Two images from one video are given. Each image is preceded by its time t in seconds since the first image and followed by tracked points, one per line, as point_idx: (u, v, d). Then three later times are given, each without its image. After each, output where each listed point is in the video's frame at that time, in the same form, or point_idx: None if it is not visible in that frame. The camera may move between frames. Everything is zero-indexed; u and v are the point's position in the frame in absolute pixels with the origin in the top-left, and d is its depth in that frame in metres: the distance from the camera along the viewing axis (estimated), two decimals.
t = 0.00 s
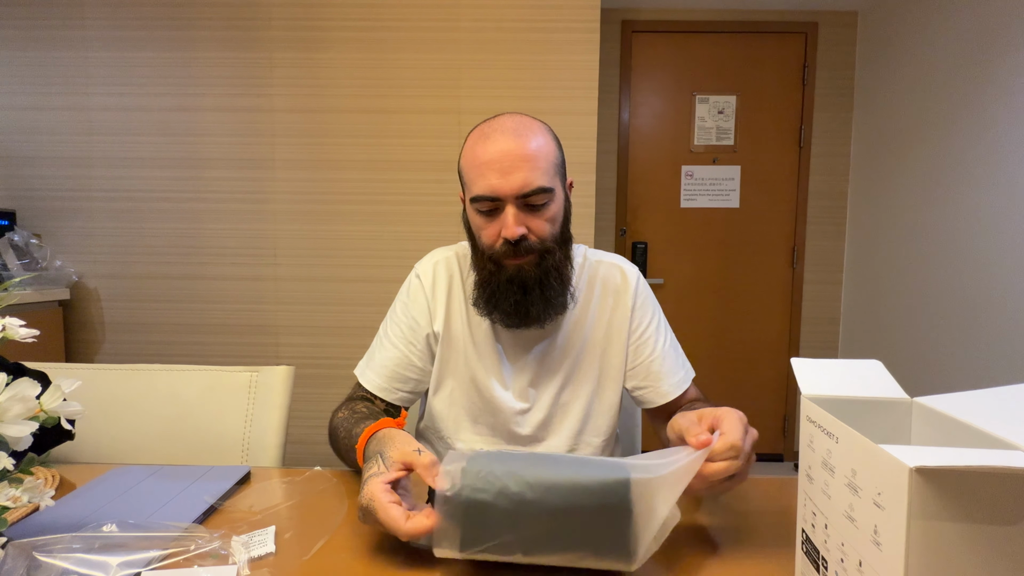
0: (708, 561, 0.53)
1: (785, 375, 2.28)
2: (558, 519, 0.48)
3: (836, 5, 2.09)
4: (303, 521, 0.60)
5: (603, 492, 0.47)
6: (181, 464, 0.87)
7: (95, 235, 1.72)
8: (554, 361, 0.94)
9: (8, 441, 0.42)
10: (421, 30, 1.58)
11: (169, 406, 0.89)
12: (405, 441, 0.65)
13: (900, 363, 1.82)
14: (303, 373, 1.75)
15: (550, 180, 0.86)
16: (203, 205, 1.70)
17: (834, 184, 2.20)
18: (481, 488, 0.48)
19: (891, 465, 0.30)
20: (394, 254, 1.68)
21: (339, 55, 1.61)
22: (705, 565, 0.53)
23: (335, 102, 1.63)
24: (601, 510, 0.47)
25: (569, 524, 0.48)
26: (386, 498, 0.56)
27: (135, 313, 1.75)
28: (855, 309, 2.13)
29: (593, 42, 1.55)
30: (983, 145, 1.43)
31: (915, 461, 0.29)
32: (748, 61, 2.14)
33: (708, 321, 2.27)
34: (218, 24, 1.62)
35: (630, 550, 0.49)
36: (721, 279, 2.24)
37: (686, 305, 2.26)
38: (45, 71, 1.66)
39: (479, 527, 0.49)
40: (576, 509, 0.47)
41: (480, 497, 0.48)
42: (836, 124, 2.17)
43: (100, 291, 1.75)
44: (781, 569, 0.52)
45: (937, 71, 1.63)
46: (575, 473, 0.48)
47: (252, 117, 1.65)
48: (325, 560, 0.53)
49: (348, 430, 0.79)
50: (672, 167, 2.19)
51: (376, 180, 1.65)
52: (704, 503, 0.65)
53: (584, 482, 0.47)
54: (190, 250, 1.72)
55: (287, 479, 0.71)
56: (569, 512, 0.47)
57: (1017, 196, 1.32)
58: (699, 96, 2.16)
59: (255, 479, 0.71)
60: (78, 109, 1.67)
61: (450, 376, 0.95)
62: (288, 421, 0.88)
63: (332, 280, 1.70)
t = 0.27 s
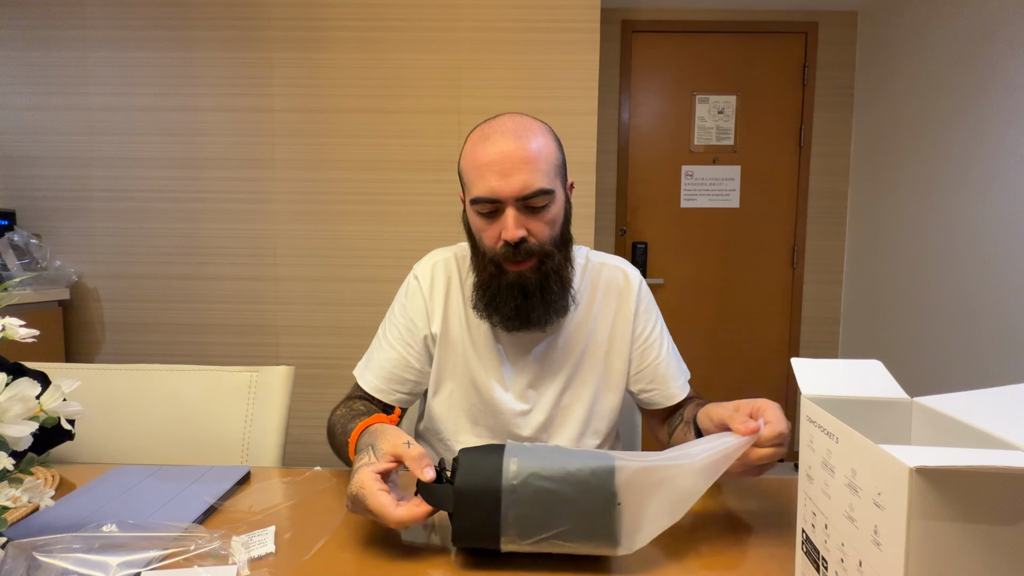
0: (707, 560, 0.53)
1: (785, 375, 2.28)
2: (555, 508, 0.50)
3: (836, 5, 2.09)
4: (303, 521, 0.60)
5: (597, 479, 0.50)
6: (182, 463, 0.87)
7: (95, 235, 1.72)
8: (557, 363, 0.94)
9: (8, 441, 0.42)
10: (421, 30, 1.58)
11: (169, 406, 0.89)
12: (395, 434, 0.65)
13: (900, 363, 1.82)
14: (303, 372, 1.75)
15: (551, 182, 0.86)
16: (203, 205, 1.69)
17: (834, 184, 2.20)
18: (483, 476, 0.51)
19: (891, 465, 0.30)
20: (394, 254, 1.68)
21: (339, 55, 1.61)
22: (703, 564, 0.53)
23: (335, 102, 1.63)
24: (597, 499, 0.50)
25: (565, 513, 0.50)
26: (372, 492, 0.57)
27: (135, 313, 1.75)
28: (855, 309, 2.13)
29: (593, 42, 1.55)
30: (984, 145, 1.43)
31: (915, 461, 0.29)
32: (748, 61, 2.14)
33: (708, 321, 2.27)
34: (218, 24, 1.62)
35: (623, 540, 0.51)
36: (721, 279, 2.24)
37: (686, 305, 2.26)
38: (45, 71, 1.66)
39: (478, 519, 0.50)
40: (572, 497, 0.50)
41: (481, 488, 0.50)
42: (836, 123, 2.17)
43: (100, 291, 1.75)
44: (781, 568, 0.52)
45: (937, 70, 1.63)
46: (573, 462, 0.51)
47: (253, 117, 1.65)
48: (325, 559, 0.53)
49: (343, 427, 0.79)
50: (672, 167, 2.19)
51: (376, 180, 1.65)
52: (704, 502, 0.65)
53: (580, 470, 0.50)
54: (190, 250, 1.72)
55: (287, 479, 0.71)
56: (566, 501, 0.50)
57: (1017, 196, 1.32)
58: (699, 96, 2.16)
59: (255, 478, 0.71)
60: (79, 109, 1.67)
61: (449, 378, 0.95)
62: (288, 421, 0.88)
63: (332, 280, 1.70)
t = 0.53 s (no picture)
0: (706, 560, 0.53)
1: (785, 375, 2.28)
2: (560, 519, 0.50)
3: (836, 5, 2.09)
4: (302, 521, 0.60)
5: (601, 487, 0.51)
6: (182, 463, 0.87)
7: (95, 235, 1.72)
8: (560, 365, 0.94)
9: (8, 441, 0.42)
10: (420, 30, 1.58)
11: (169, 406, 0.89)
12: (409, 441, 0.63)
13: (900, 363, 1.82)
14: (303, 372, 1.75)
15: (554, 181, 0.86)
16: (203, 205, 1.70)
17: (834, 184, 2.20)
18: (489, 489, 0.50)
19: (891, 465, 0.30)
20: (394, 254, 1.68)
21: (338, 54, 1.61)
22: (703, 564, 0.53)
23: (335, 102, 1.63)
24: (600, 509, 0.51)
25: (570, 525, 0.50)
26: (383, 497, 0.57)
27: (135, 313, 1.75)
28: (856, 309, 2.13)
29: (593, 42, 1.55)
30: (983, 145, 1.43)
31: (915, 461, 0.29)
32: (748, 60, 2.14)
33: (708, 321, 2.27)
34: (218, 24, 1.62)
35: (623, 549, 0.52)
36: (721, 279, 2.24)
37: (686, 305, 2.26)
38: (45, 71, 1.66)
39: (480, 533, 0.50)
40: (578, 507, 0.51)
41: (485, 501, 0.50)
42: (836, 123, 2.17)
43: (101, 291, 1.75)
44: (781, 569, 0.52)
45: (937, 70, 1.63)
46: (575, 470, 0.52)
47: (252, 117, 1.65)
48: (325, 560, 0.53)
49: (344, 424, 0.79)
50: (672, 167, 2.19)
51: (376, 180, 1.65)
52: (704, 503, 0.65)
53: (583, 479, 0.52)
54: (190, 250, 1.72)
55: (287, 479, 0.71)
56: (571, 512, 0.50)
57: (1017, 196, 1.32)
58: (699, 96, 2.16)
59: (255, 479, 0.71)
60: (79, 109, 1.67)
61: (448, 377, 0.95)
62: (288, 421, 0.88)
63: (332, 280, 1.70)
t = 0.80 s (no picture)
0: (705, 560, 0.53)
1: (785, 376, 2.28)
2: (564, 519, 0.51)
3: (836, 5, 2.09)
4: (302, 521, 0.60)
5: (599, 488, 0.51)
6: (182, 463, 0.87)
7: (95, 235, 1.72)
8: (561, 362, 0.94)
9: (8, 441, 0.42)
10: (420, 30, 1.59)
11: (169, 406, 0.89)
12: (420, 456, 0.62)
13: (900, 363, 1.82)
14: (303, 373, 1.75)
15: (560, 178, 0.87)
16: (203, 205, 1.69)
17: (834, 184, 2.20)
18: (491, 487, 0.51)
19: (891, 465, 0.30)
20: (394, 254, 1.68)
21: (338, 55, 1.61)
22: (703, 564, 0.53)
23: (334, 102, 1.63)
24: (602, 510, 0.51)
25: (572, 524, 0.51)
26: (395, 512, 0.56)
27: (134, 313, 1.75)
28: (856, 309, 2.13)
29: (593, 43, 1.55)
30: (983, 145, 1.43)
31: (915, 461, 0.29)
32: (748, 61, 2.14)
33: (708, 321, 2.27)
34: (217, 24, 1.62)
35: (622, 550, 0.51)
36: (721, 279, 2.24)
37: (686, 305, 2.26)
38: (45, 71, 1.66)
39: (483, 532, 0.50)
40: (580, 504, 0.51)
41: (487, 499, 0.51)
42: (836, 123, 2.18)
43: (100, 291, 1.75)
44: (781, 569, 0.52)
45: (937, 70, 1.63)
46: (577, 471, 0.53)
47: (252, 117, 1.65)
48: (325, 560, 0.53)
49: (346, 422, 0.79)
50: (672, 167, 2.19)
51: (376, 180, 1.65)
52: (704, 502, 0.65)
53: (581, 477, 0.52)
54: (189, 250, 1.72)
55: (287, 479, 0.71)
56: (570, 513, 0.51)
57: (1016, 196, 1.32)
58: (699, 96, 2.16)
59: (255, 479, 0.71)
60: (78, 109, 1.67)
61: (449, 373, 0.95)
62: (288, 421, 0.88)
63: (331, 280, 1.70)
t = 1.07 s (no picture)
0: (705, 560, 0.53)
1: (785, 375, 2.28)
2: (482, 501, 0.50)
3: (836, 5, 2.09)
4: (303, 521, 0.60)
5: (533, 479, 0.49)
6: (182, 463, 0.87)
7: (95, 235, 1.72)
8: (562, 361, 0.94)
9: (8, 441, 0.42)
10: (420, 30, 1.59)
11: (169, 406, 0.89)
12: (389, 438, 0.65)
13: (900, 363, 1.82)
14: (303, 373, 1.75)
15: (560, 175, 0.88)
16: (203, 205, 1.69)
17: (834, 184, 2.20)
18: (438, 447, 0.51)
19: (891, 465, 0.30)
20: (394, 254, 1.68)
21: (338, 54, 1.61)
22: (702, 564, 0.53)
23: (334, 102, 1.63)
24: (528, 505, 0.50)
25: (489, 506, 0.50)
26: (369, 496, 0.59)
27: (134, 313, 1.75)
28: (855, 309, 2.13)
29: (593, 43, 1.55)
30: (983, 145, 1.43)
31: (915, 461, 0.29)
32: (748, 61, 2.14)
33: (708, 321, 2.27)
34: (217, 24, 1.62)
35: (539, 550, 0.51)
36: (720, 279, 2.24)
37: (685, 305, 2.26)
38: (44, 71, 1.66)
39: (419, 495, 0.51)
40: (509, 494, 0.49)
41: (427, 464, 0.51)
42: (836, 123, 2.18)
43: (100, 291, 1.75)
44: (781, 570, 0.52)
45: (937, 70, 1.63)
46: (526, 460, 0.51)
47: (252, 117, 1.65)
48: (325, 560, 0.53)
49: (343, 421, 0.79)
50: (672, 167, 2.19)
51: (376, 180, 1.65)
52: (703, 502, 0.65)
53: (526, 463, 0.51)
54: (190, 250, 1.72)
55: (287, 479, 0.71)
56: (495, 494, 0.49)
57: (1016, 196, 1.32)
58: (699, 96, 2.16)
59: (255, 478, 0.71)
60: (78, 109, 1.67)
61: (450, 375, 0.95)
62: (288, 422, 0.88)
63: (332, 280, 1.70)
